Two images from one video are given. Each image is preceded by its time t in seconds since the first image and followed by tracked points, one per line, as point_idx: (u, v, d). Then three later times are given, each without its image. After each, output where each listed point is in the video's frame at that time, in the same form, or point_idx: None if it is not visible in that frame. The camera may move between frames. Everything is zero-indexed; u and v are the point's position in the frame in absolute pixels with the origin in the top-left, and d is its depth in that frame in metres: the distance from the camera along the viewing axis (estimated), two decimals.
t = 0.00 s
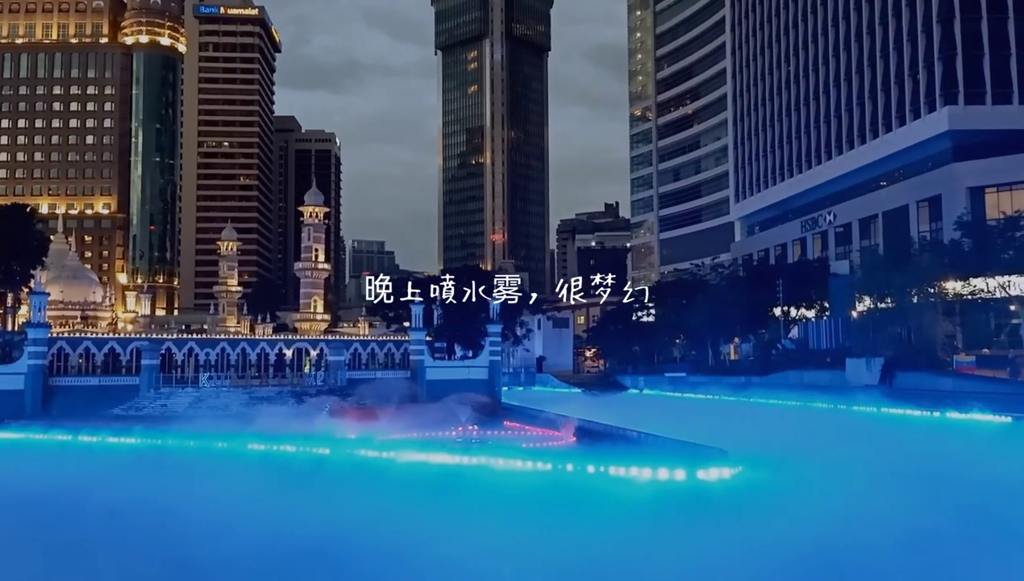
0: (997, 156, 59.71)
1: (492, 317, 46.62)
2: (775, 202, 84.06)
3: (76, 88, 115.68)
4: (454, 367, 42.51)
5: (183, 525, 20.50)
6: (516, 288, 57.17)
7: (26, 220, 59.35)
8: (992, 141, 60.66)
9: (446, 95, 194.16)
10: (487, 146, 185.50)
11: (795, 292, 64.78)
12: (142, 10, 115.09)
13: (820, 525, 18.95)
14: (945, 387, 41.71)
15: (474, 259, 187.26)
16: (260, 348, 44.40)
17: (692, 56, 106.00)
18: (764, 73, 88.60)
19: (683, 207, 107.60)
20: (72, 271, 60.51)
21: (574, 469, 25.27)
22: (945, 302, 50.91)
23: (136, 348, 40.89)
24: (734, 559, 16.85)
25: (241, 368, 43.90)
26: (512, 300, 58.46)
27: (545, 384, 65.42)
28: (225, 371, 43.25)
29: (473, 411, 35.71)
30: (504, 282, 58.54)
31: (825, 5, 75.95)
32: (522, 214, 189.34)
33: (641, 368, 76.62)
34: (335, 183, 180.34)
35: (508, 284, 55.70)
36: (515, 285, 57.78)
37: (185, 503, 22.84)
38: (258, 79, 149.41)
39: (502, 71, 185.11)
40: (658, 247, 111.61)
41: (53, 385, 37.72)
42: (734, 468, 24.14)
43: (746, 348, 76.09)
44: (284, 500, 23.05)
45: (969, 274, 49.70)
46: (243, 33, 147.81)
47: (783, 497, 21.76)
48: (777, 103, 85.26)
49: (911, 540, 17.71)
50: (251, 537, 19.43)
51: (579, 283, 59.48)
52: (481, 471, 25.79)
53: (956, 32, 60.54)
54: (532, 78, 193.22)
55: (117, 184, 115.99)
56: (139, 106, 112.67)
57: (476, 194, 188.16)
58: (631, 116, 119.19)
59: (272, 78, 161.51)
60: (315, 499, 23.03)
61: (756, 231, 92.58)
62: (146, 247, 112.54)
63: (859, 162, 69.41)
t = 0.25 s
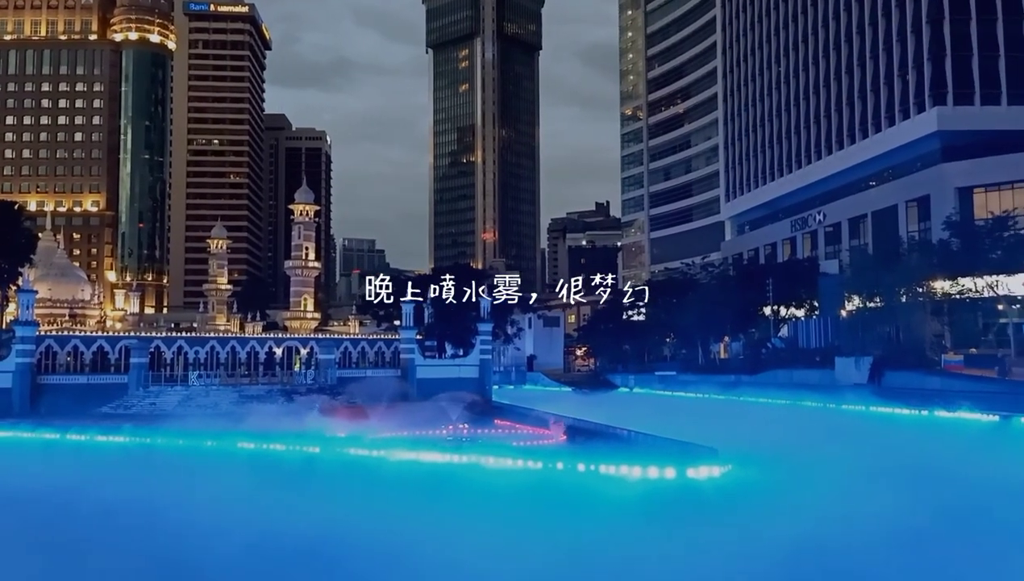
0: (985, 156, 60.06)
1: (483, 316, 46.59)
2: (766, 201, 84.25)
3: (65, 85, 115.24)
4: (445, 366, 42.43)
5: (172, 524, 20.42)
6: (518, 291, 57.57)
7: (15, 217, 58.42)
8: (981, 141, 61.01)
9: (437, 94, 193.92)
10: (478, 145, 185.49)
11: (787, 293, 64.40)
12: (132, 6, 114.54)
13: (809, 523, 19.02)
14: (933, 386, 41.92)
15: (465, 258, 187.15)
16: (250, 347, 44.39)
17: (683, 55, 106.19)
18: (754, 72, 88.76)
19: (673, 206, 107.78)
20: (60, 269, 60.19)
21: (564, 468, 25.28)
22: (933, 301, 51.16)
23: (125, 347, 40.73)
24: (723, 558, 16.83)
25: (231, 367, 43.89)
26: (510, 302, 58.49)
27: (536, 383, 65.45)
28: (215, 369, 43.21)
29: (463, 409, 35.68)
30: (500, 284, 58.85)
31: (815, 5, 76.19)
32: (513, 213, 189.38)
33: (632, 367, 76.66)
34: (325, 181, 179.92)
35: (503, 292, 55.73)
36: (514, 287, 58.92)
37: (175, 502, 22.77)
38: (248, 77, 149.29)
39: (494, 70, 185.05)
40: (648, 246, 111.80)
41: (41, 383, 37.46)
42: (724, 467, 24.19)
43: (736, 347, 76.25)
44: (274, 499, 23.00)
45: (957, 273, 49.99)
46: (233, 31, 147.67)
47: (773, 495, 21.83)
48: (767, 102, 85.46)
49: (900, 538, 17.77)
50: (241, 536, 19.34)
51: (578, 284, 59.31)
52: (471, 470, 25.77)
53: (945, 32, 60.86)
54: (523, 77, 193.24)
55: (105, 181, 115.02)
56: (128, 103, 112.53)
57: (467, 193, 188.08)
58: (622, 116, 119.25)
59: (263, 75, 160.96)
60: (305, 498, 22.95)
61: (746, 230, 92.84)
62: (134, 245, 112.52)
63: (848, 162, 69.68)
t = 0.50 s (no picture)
0: (965, 157, 60.59)
1: (468, 317, 46.52)
2: (750, 201, 84.59)
3: (46, 85, 114.45)
4: (430, 366, 42.36)
5: (156, 526, 20.31)
6: (518, 289, 57.34)
7: None
8: (962, 142, 61.52)
9: (422, 94, 193.58)
10: (463, 145, 185.39)
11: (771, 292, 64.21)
12: (114, 5, 113.63)
13: (793, 522, 19.13)
14: (916, 385, 42.24)
15: (450, 258, 186.94)
16: (234, 348, 44.10)
17: (668, 56, 106.49)
18: (739, 73, 89.07)
19: (658, 206, 108.08)
20: (41, 270, 59.64)
21: (549, 468, 25.31)
22: (916, 300, 51.58)
23: (107, 348, 40.46)
24: (709, 557, 16.88)
25: (214, 368, 43.58)
26: (510, 302, 58.30)
27: (521, 383, 65.44)
28: (198, 371, 42.91)
29: (449, 409, 35.62)
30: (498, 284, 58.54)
31: (799, 6, 76.56)
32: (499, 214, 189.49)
33: (617, 367, 76.70)
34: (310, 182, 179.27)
35: (503, 292, 55.62)
36: (514, 287, 58.10)
37: (158, 504, 22.65)
38: (232, 77, 148.56)
39: (479, 70, 184.99)
40: (633, 247, 112.08)
41: (23, 386, 37.21)
42: (709, 466, 24.29)
43: (721, 346, 76.47)
44: (259, 500, 22.92)
45: (939, 273, 50.38)
46: (217, 30, 146.68)
47: (757, 494, 21.94)
48: (752, 103, 85.80)
49: (885, 536, 17.90)
50: (228, 538, 19.30)
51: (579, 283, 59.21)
52: (456, 471, 25.75)
53: (927, 33, 61.28)
54: (508, 77, 193.23)
55: (87, 182, 113.79)
56: (110, 103, 111.83)
57: (453, 193, 187.89)
58: (607, 116, 119.42)
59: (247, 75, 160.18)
60: (293, 499, 22.92)
61: (730, 231, 93.24)
62: (116, 246, 112.11)
63: (831, 162, 70.13)
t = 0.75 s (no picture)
0: (943, 160, 61.25)
1: (450, 317, 46.46)
2: (732, 203, 85.03)
3: (24, 82, 113.33)
4: (412, 366, 42.15)
5: (135, 527, 20.18)
6: (519, 290, 56.89)
7: None
8: (940, 146, 62.18)
9: (404, 93, 193.22)
10: (446, 145, 185.27)
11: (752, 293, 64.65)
12: (93, 2, 112.73)
13: (772, 522, 19.26)
14: (893, 386, 42.64)
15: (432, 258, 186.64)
16: (214, 348, 43.89)
17: (650, 58, 106.88)
18: (720, 75, 89.54)
19: (640, 208, 108.47)
20: (18, 268, 59.03)
21: (531, 468, 25.35)
22: (894, 302, 52.12)
23: (85, 348, 40.16)
24: (689, 558, 16.95)
25: (194, 367, 43.36)
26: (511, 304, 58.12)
27: (503, 384, 65.45)
28: (178, 370, 42.67)
29: (430, 409, 35.53)
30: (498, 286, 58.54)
31: (780, 10, 77.10)
32: (481, 214, 189.56)
33: (599, 368, 76.80)
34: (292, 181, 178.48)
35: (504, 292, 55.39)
36: (515, 286, 57.99)
37: (137, 505, 22.50)
38: (213, 75, 147.53)
39: (462, 70, 184.90)
40: (616, 248, 112.44)
41: None
42: (689, 466, 24.42)
43: (702, 347, 76.81)
44: (239, 501, 22.82)
45: (916, 274, 50.86)
46: (197, 27, 145.56)
47: (737, 494, 22.08)
48: (733, 105, 86.28)
49: (864, 536, 18.04)
50: (208, 539, 19.20)
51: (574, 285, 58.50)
52: (438, 471, 25.74)
53: (906, 37, 61.87)
54: (491, 78, 193.24)
55: (65, 179, 113.17)
56: (88, 100, 110.68)
57: (435, 193, 187.62)
58: (590, 117, 119.67)
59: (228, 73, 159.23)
60: (274, 500, 22.83)
61: (712, 232, 93.72)
62: (95, 245, 110.87)
63: (811, 165, 70.67)
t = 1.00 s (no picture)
0: (924, 160, 61.76)
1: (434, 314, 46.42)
2: (715, 201, 85.39)
3: (4, 75, 111.83)
4: (395, 363, 42.02)
5: (115, 524, 20.01)
6: (519, 291, 56.96)
7: None
8: (921, 146, 62.73)
9: (389, 89, 192.57)
10: (431, 141, 185.09)
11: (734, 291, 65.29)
12: None
13: (754, 518, 19.36)
14: (874, 384, 43.05)
15: (416, 254, 186.37)
16: (196, 343, 43.74)
17: (635, 56, 107.05)
18: (704, 74, 89.83)
19: (625, 205, 108.79)
20: None
21: (514, 465, 25.38)
22: (875, 300, 52.61)
23: (64, 342, 39.85)
24: (671, 556, 16.94)
25: (175, 363, 43.24)
26: (514, 304, 57.86)
27: (487, 381, 65.46)
28: (159, 366, 42.48)
29: (414, 406, 35.48)
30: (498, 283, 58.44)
31: (764, 8, 77.34)
32: (466, 210, 189.33)
33: (583, 365, 76.89)
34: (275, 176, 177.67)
35: (503, 292, 55.06)
36: (514, 287, 58.08)
37: (117, 502, 22.32)
38: (196, 68, 146.06)
39: (447, 66, 184.56)
40: (600, 245, 112.79)
41: None
42: (672, 463, 24.51)
43: (685, 344, 77.11)
44: (221, 498, 22.70)
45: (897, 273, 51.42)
46: (180, 21, 144.85)
47: (721, 491, 22.18)
48: (717, 104, 86.60)
49: (845, 534, 18.11)
50: (189, 537, 19.05)
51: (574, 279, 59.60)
52: (421, 468, 25.73)
53: (888, 37, 62.36)
54: (476, 74, 193.03)
55: (46, 173, 111.40)
56: (69, 93, 109.97)
57: (419, 189, 187.41)
58: (575, 115, 119.77)
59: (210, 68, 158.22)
60: (255, 497, 22.70)
61: (695, 230, 94.13)
62: (75, 239, 110.06)
63: (794, 164, 71.11)
